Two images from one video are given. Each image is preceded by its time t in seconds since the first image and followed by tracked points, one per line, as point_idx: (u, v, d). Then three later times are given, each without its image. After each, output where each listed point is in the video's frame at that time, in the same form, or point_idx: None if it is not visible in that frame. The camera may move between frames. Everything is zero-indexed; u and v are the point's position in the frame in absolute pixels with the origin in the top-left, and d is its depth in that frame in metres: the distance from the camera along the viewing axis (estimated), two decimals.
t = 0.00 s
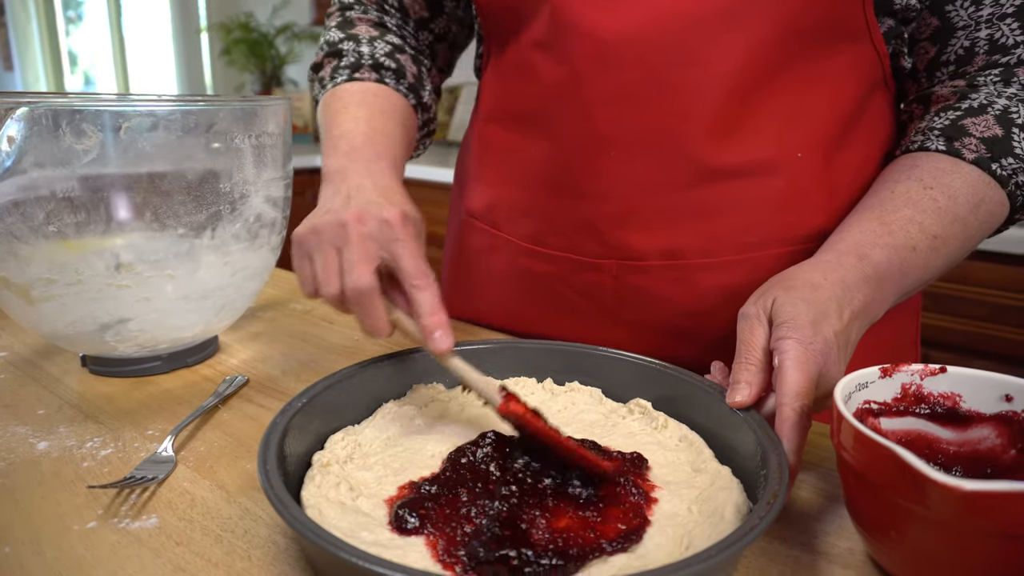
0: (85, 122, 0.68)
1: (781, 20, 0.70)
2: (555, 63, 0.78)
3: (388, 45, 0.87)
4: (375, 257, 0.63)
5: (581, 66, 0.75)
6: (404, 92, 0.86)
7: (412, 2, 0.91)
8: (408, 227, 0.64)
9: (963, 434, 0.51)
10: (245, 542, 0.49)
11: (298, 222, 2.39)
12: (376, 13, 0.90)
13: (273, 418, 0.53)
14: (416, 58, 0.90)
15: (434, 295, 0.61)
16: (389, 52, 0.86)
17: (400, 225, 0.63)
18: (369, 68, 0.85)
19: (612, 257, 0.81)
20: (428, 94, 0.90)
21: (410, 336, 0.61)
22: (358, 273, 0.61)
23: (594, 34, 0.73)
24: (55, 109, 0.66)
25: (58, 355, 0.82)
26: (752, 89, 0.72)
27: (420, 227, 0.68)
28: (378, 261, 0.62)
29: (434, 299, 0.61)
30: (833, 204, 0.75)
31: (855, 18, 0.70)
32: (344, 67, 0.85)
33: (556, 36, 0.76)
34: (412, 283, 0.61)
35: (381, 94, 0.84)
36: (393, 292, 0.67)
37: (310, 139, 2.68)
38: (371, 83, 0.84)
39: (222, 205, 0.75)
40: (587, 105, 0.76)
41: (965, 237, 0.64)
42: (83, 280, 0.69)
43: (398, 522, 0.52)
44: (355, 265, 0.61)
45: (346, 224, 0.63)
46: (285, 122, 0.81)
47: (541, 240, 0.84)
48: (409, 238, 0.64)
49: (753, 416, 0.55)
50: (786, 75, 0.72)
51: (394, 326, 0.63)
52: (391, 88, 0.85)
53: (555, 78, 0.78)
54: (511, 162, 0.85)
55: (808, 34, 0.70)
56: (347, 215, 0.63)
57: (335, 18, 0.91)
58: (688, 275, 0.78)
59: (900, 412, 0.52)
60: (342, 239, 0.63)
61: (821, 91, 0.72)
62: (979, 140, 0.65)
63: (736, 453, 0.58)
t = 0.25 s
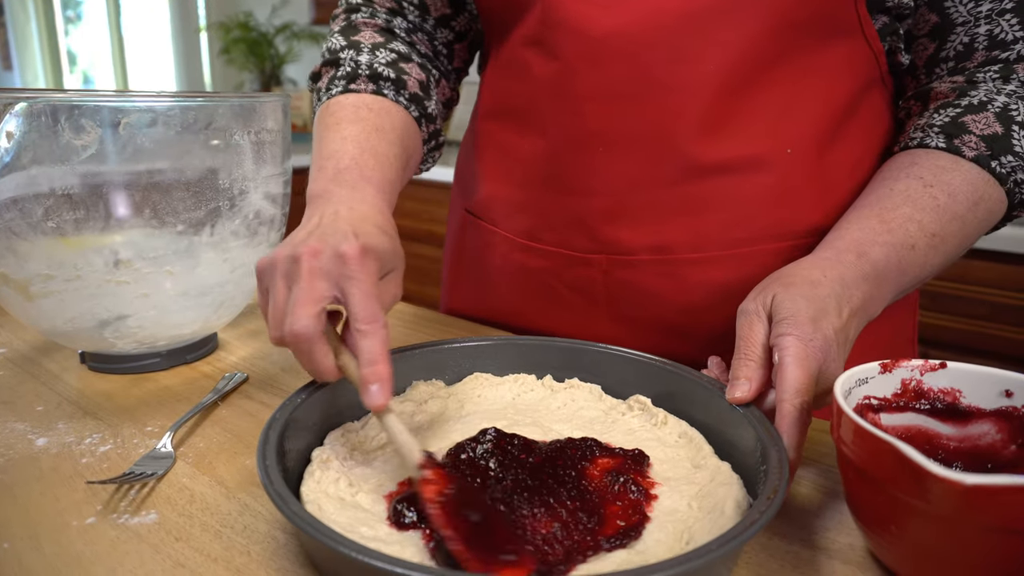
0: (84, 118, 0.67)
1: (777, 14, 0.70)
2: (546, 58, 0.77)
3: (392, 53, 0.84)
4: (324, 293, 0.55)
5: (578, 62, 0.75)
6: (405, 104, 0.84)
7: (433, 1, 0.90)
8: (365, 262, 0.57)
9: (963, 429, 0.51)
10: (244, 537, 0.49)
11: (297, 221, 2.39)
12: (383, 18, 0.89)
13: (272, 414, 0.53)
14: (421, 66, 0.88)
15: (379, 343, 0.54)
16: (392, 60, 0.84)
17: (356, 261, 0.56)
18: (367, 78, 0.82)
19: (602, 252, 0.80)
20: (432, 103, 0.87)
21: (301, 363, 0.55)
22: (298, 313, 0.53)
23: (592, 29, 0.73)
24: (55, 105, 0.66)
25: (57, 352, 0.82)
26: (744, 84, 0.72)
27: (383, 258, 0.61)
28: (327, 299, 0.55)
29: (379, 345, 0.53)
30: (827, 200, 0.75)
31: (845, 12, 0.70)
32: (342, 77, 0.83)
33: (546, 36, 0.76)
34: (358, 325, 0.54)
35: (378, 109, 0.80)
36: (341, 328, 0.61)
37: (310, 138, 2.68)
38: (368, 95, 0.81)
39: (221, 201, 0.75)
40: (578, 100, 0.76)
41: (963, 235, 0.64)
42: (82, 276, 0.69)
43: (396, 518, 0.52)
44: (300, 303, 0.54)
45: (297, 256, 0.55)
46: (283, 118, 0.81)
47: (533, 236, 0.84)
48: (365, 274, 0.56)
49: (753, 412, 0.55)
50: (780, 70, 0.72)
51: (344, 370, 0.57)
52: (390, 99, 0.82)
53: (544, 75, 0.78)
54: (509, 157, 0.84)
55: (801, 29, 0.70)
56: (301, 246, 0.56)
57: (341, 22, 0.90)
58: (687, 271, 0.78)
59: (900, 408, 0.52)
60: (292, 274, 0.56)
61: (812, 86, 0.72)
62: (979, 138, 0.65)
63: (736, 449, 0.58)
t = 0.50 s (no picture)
0: (83, 114, 0.67)
1: (778, 11, 0.69)
2: (553, 54, 0.77)
3: (423, 45, 0.89)
4: (388, 251, 0.61)
5: (578, 58, 0.75)
6: (446, 85, 0.88)
7: (433, 13, 0.92)
8: (423, 218, 0.62)
9: (963, 425, 0.51)
10: (243, 533, 0.48)
11: (296, 220, 2.39)
12: (404, 21, 0.93)
13: (270, 407, 0.53)
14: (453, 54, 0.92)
15: (422, 291, 0.59)
16: (425, 51, 0.89)
17: (415, 217, 0.62)
18: (408, 68, 0.88)
19: (612, 250, 0.80)
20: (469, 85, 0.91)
21: (394, 314, 0.62)
22: (371, 270, 0.60)
23: (592, 26, 0.73)
24: (53, 100, 0.65)
25: (56, 349, 0.81)
26: (750, 80, 0.72)
27: (448, 212, 0.68)
28: (392, 255, 0.61)
29: (422, 292, 0.58)
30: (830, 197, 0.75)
31: (850, 9, 0.70)
32: (386, 73, 0.89)
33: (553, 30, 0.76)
34: (410, 275, 0.59)
35: (425, 89, 0.86)
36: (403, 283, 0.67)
37: (309, 138, 2.68)
38: (413, 81, 0.87)
39: (220, 198, 0.75)
40: (585, 97, 0.76)
41: (954, 231, 0.65)
42: (81, 272, 0.69)
43: (393, 508, 0.53)
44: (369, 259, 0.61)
45: (370, 216, 0.63)
46: (283, 115, 0.80)
47: (540, 233, 0.85)
48: (423, 231, 0.62)
49: (752, 408, 0.55)
50: (785, 66, 0.72)
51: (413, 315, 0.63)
52: (432, 82, 0.87)
53: (554, 70, 0.78)
54: (511, 155, 0.84)
55: (806, 26, 0.70)
56: (371, 209, 0.64)
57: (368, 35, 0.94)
58: (687, 269, 0.78)
59: (901, 403, 0.51)
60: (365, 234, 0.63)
61: (819, 82, 0.72)
62: (971, 135, 0.64)
63: (734, 445, 0.58)
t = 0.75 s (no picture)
0: (78, 108, 0.66)
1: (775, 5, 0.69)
2: (548, 49, 0.77)
3: (424, 43, 0.89)
4: (447, 251, 0.69)
5: (574, 53, 0.75)
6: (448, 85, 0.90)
7: (432, 9, 0.93)
8: (474, 219, 0.70)
9: (962, 419, 0.51)
10: (239, 528, 0.48)
11: (295, 219, 2.39)
12: (399, 15, 0.92)
13: (266, 402, 0.53)
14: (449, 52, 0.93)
15: (494, 282, 0.66)
16: (427, 50, 0.89)
17: (466, 219, 0.69)
18: (412, 68, 0.88)
19: (603, 244, 0.80)
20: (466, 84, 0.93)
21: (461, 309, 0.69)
22: (434, 273, 0.68)
23: (589, 21, 0.73)
24: (49, 95, 0.65)
25: (52, 346, 0.81)
26: (745, 75, 0.71)
27: (490, 210, 0.74)
28: (450, 255, 0.68)
29: (494, 284, 0.65)
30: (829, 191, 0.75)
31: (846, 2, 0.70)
32: (390, 71, 0.88)
33: (549, 25, 0.76)
34: (476, 270, 0.66)
35: (431, 90, 0.87)
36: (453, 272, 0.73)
37: (308, 137, 2.68)
38: (419, 82, 0.87)
39: (216, 193, 0.74)
40: (578, 91, 0.76)
41: (955, 228, 0.64)
42: (76, 268, 0.69)
43: (389, 503, 0.52)
44: (433, 261, 0.68)
45: (423, 221, 0.70)
46: (279, 111, 0.80)
47: (535, 228, 0.85)
48: (475, 230, 0.69)
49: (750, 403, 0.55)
50: (779, 61, 0.71)
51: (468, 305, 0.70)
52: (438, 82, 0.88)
53: (548, 66, 0.77)
54: (507, 150, 0.84)
55: (800, 20, 0.70)
56: (424, 213, 0.70)
57: (363, 27, 0.93)
58: (685, 264, 0.78)
59: (899, 398, 0.51)
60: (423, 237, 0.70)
61: (815, 77, 0.72)
62: (975, 131, 0.64)
63: (732, 440, 0.58)
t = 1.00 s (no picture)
0: (76, 102, 0.65)
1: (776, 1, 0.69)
2: (547, 44, 0.77)
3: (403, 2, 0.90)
4: (381, 128, 0.70)
5: (574, 48, 0.75)
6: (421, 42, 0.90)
7: None
8: (415, 116, 0.72)
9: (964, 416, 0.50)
10: (236, 525, 0.48)
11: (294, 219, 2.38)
12: None
13: (264, 401, 0.52)
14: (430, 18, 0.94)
15: (425, 174, 0.65)
16: (406, 9, 0.90)
17: (408, 112, 0.71)
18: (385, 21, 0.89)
19: (605, 240, 0.80)
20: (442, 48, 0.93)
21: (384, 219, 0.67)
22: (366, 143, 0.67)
23: (589, 17, 0.73)
24: (46, 89, 0.64)
25: (49, 343, 0.81)
26: (748, 71, 0.71)
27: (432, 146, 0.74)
28: (384, 133, 0.69)
29: (423, 176, 0.64)
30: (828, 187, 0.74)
31: None
32: (364, 23, 0.89)
33: (550, 19, 0.76)
34: (411, 159, 0.67)
35: (396, 43, 0.87)
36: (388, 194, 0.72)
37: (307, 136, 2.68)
38: (387, 32, 0.88)
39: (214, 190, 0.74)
40: (580, 87, 0.76)
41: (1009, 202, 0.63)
42: (74, 264, 0.68)
43: (388, 500, 0.52)
44: (365, 137, 0.68)
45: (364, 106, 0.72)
46: (278, 106, 0.80)
47: (536, 226, 0.84)
48: (414, 126, 0.71)
49: (750, 400, 0.55)
50: (782, 58, 0.71)
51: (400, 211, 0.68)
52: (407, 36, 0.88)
53: (549, 61, 0.77)
54: (507, 146, 0.84)
55: (804, 16, 0.70)
56: (365, 103, 0.72)
57: None
58: (686, 261, 0.77)
59: (901, 395, 0.51)
60: (360, 120, 0.71)
61: (816, 73, 0.72)
62: (1017, 111, 0.64)
63: (733, 436, 0.57)
